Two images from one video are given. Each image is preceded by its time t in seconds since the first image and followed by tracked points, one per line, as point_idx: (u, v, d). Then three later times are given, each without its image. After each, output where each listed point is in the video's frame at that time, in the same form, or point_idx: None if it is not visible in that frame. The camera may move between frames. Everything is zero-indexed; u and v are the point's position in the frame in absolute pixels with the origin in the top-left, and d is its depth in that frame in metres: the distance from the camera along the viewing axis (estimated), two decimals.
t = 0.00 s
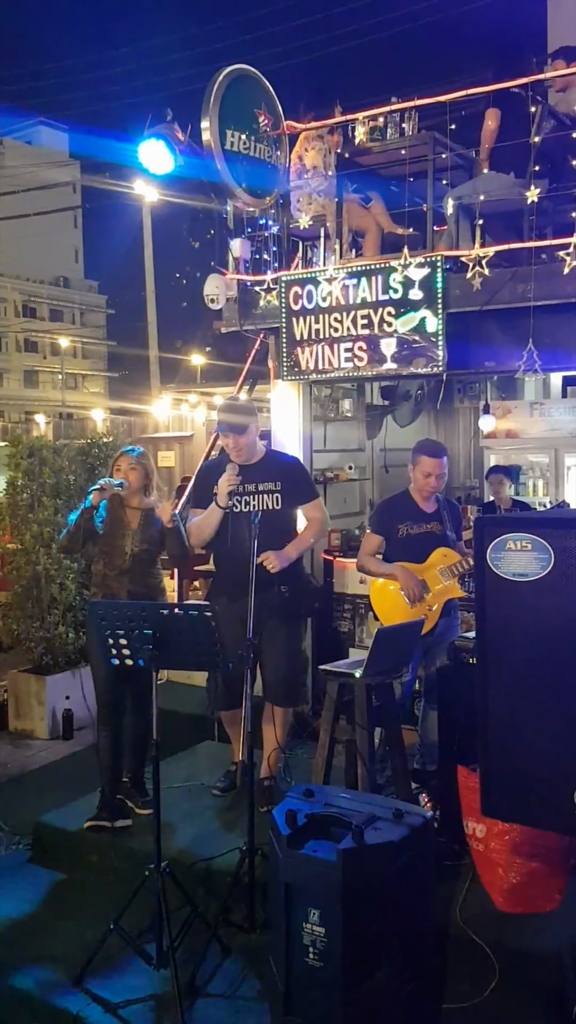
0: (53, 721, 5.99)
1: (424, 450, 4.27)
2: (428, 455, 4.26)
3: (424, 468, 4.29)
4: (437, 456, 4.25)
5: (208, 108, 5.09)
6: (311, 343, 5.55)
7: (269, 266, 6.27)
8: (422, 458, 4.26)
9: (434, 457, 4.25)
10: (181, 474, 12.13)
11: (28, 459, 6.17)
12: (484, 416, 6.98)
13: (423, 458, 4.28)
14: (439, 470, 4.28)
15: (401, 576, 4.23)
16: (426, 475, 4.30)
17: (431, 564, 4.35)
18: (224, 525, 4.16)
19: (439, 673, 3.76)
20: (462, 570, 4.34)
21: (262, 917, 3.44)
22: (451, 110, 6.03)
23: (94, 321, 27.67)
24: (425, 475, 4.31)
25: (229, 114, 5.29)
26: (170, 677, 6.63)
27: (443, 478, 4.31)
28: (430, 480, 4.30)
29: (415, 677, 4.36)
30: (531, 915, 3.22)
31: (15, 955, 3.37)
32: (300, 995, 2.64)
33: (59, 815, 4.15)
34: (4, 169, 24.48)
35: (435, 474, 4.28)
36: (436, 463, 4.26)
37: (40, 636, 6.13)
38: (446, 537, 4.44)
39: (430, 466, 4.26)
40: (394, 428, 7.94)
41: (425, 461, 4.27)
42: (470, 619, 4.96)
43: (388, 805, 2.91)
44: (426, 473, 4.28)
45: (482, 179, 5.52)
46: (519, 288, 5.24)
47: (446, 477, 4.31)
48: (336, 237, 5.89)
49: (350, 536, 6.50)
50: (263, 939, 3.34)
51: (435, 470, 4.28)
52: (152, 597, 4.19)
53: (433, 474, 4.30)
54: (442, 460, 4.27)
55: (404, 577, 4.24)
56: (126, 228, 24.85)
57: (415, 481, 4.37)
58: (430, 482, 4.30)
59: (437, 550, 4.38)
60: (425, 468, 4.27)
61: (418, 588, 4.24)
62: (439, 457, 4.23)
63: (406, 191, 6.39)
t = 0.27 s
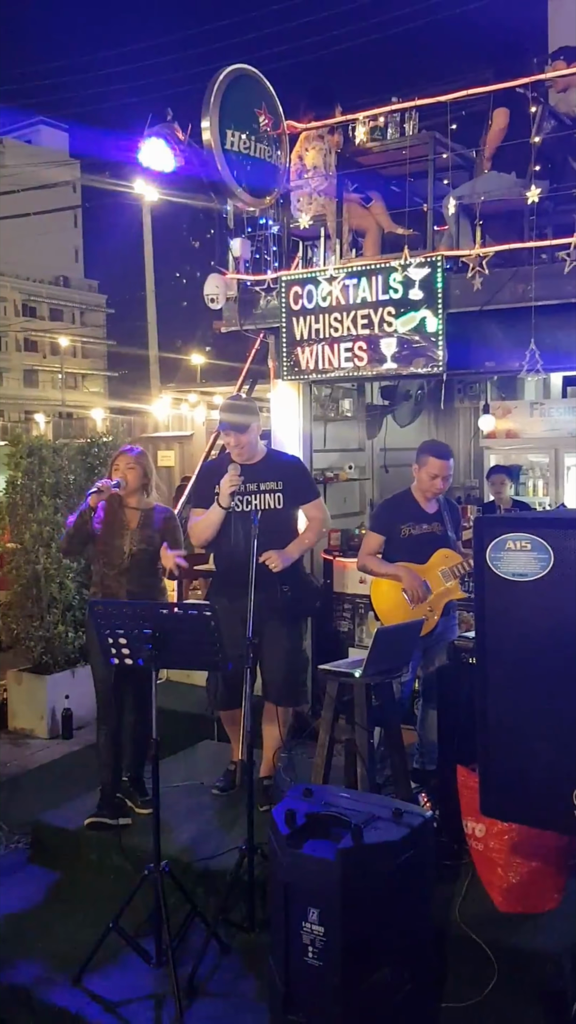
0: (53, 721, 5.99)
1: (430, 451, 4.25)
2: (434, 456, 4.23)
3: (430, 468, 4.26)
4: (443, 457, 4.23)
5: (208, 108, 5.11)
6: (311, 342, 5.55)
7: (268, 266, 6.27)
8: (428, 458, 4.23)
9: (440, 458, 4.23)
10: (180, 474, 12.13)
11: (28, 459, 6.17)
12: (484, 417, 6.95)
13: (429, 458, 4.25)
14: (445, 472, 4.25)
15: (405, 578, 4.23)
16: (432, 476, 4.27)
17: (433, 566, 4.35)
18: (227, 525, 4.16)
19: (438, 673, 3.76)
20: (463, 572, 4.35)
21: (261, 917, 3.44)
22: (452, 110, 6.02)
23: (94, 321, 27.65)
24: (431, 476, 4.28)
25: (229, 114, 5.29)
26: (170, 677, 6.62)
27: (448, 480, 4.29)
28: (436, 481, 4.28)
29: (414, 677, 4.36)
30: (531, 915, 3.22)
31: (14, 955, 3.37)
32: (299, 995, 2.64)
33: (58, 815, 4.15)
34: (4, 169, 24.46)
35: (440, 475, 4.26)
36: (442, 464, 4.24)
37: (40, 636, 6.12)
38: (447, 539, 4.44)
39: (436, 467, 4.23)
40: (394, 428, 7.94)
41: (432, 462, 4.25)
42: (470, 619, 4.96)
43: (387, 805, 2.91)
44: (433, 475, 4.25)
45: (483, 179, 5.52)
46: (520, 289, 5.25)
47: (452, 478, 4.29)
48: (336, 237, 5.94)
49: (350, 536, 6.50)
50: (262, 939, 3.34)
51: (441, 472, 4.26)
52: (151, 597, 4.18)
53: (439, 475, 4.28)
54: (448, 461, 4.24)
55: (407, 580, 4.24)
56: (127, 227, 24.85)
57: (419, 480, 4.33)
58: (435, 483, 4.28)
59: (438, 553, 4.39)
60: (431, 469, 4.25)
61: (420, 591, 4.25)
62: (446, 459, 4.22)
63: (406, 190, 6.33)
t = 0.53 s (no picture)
0: (52, 720, 5.99)
1: (437, 453, 4.23)
2: (442, 459, 4.22)
3: (436, 470, 4.25)
4: (450, 460, 4.22)
5: (210, 107, 5.11)
6: (312, 343, 5.55)
7: (269, 267, 6.22)
8: (435, 459, 4.22)
9: (446, 462, 4.22)
10: (180, 474, 12.13)
11: (28, 458, 6.18)
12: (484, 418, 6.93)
13: (436, 460, 4.23)
14: (450, 474, 4.24)
15: (410, 581, 4.23)
16: (438, 479, 4.26)
17: (436, 567, 4.36)
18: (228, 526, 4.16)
19: (438, 674, 3.76)
20: (464, 573, 4.36)
21: (260, 917, 3.44)
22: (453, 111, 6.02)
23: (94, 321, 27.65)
24: (436, 478, 4.26)
25: (230, 114, 5.29)
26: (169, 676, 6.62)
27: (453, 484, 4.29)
28: (441, 483, 4.26)
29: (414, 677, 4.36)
30: (530, 916, 3.22)
31: (12, 955, 3.37)
32: (297, 996, 2.64)
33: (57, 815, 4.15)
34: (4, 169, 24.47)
35: (446, 478, 4.24)
36: (447, 469, 4.23)
37: (39, 636, 6.11)
38: (448, 540, 4.45)
39: (442, 469, 4.22)
40: (394, 428, 7.93)
41: (439, 464, 4.23)
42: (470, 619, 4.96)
43: (387, 805, 2.91)
44: (438, 477, 4.24)
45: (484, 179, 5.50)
46: (520, 290, 5.25)
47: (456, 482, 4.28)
48: (337, 237, 5.99)
49: (349, 536, 6.50)
50: (261, 939, 3.34)
51: (446, 475, 4.25)
52: (153, 598, 4.17)
53: (444, 477, 4.27)
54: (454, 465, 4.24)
55: (413, 582, 4.24)
56: (127, 227, 24.84)
57: (423, 481, 4.31)
58: (440, 486, 4.26)
59: (440, 555, 4.40)
60: (437, 472, 4.24)
61: (425, 594, 4.25)
62: (452, 463, 4.21)
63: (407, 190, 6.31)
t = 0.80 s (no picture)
0: (52, 720, 5.99)
1: (441, 454, 4.25)
2: (446, 460, 4.23)
3: (440, 471, 4.26)
4: (454, 462, 4.23)
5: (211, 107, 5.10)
6: (313, 342, 5.55)
7: (270, 266, 6.26)
8: (439, 460, 4.23)
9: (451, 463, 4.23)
10: (180, 473, 12.13)
11: (28, 458, 6.18)
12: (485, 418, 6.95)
13: (440, 461, 4.25)
14: (454, 476, 4.26)
15: (414, 582, 4.22)
16: (441, 480, 4.27)
17: (437, 569, 4.36)
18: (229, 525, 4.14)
19: (439, 674, 3.76)
20: (466, 574, 4.35)
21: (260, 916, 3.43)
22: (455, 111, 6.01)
23: (94, 320, 27.63)
24: (439, 479, 4.28)
25: (232, 113, 5.28)
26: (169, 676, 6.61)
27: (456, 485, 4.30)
28: (445, 485, 4.28)
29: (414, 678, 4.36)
30: (530, 915, 3.21)
31: (11, 953, 3.36)
32: (297, 995, 2.64)
33: (57, 814, 4.15)
34: (5, 168, 24.48)
35: (450, 479, 4.26)
36: (452, 470, 4.25)
37: (39, 635, 6.11)
38: (450, 540, 4.46)
39: (446, 471, 4.24)
40: (395, 428, 7.92)
41: (443, 465, 4.25)
42: (470, 619, 4.96)
43: (387, 804, 2.91)
44: (442, 479, 4.25)
45: (486, 180, 5.49)
46: (522, 290, 5.25)
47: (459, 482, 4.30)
48: (338, 236, 5.99)
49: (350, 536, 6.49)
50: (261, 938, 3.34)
51: (450, 476, 4.27)
52: (154, 597, 4.18)
53: (447, 478, 4.29)
54: (458, 467, 4.26)
55: (416, 582, 4.23)
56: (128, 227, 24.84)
57: (426, 481, 4.32)
58: (443, 487, 4.28)
59: (442, 556, 4.39)
60: (441, 474, 4.25)
61: (429, 594, 4.23)
62: (456, 465, 4.23)
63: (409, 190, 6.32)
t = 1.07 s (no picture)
0: (53, 720, 6.00)
1: (437, 454, 4.22)
2: (442, 460, 4.21)
3: (436, 470, 4.24)
4: (450, 461, 4.21)
5: (211, 108, 5.11)
6: (313, 342, 5.55)
7: (271, 266, 6.23)
8: (435, 460, 4.21)
9: (446, 462, 4.21)
10: (181, 474, 12.13)
11: (29, 458, 6.18)
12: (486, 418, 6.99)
13: (435, 460, 4.22)
14: (449, 474, 4.24)
15: (413, 581, 4.21)
16: (437, 479, 4.25)
17: (436, 568, 4.35)
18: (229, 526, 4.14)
19: (440, 674, 3.76)
20: (466, 573, 4.35)
21: (261, 916, 3.44)
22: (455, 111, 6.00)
23: (95, 320, 27.62)
24: (436, 479, 4.26)
25: (232, 113, 5.29)
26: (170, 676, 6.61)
27: (453, 483, 4.28)
28: (441, 484, 4.26)
29: (414, 678, 4.36)
30: (530, 915, 3.22)
31: (12, 953, 3.37)
32: (297, 995, 2.64)
33: (58, 814, 4.15)
34: (6, 168, 24.48)
35: (446, 478, 4.24)
36: (447, 469, 4.23)
37: (40, 635, 6.12)
38: (449, 540, 4.45)
39: (442, 470, 4.22)
40: (396, 428, 7.91)
41: (439, 465, 4.22)
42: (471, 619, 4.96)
43: (388, 804, 2.91)
44: (438, 478, 4.23)
45: (487, 179, 5.48)
46: (522, 289, 5.24)
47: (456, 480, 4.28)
48: (338, 237, 6.01)
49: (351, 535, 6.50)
50: (262, 939, 3.34)
51: (446, 475, 4.25)
52: (152, 598, 4.18)
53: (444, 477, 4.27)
54: (454, 466, 4.23)
55: (414, 581, 4.22)
56: (129, 227, 24.85)
57: (423, 480, 4.30)
58: (440, 486, 4.25)
59: (442, 555, 4.39)
60: (437, 473, 4.23)
61: (427, 592, 4.22)
62: (451, 463, 4.20)
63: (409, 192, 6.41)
